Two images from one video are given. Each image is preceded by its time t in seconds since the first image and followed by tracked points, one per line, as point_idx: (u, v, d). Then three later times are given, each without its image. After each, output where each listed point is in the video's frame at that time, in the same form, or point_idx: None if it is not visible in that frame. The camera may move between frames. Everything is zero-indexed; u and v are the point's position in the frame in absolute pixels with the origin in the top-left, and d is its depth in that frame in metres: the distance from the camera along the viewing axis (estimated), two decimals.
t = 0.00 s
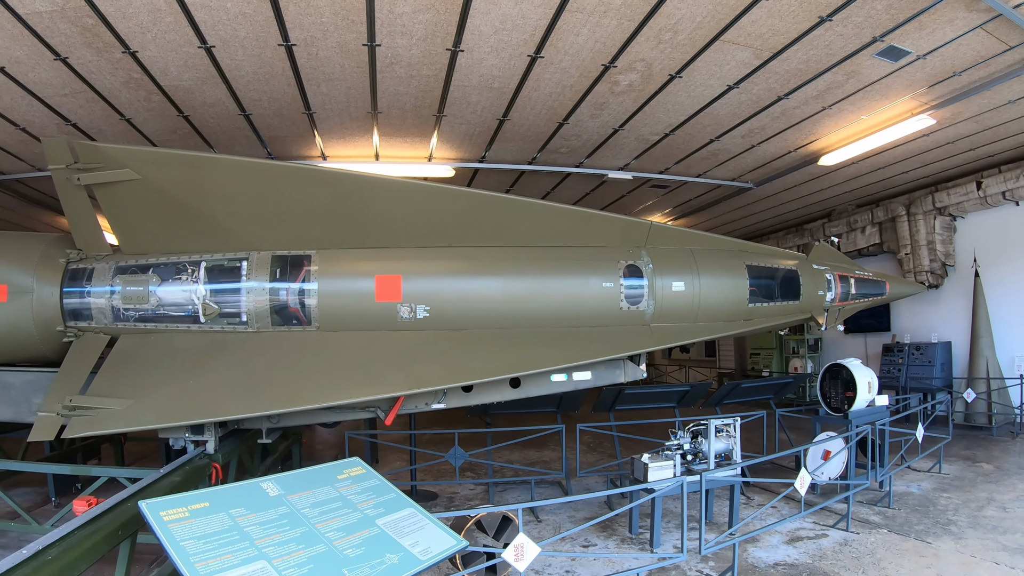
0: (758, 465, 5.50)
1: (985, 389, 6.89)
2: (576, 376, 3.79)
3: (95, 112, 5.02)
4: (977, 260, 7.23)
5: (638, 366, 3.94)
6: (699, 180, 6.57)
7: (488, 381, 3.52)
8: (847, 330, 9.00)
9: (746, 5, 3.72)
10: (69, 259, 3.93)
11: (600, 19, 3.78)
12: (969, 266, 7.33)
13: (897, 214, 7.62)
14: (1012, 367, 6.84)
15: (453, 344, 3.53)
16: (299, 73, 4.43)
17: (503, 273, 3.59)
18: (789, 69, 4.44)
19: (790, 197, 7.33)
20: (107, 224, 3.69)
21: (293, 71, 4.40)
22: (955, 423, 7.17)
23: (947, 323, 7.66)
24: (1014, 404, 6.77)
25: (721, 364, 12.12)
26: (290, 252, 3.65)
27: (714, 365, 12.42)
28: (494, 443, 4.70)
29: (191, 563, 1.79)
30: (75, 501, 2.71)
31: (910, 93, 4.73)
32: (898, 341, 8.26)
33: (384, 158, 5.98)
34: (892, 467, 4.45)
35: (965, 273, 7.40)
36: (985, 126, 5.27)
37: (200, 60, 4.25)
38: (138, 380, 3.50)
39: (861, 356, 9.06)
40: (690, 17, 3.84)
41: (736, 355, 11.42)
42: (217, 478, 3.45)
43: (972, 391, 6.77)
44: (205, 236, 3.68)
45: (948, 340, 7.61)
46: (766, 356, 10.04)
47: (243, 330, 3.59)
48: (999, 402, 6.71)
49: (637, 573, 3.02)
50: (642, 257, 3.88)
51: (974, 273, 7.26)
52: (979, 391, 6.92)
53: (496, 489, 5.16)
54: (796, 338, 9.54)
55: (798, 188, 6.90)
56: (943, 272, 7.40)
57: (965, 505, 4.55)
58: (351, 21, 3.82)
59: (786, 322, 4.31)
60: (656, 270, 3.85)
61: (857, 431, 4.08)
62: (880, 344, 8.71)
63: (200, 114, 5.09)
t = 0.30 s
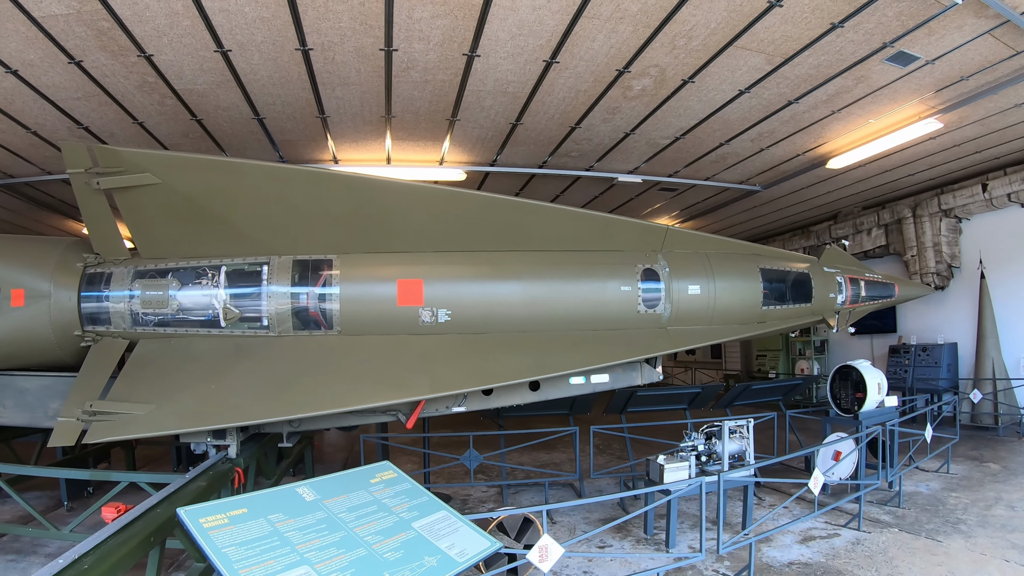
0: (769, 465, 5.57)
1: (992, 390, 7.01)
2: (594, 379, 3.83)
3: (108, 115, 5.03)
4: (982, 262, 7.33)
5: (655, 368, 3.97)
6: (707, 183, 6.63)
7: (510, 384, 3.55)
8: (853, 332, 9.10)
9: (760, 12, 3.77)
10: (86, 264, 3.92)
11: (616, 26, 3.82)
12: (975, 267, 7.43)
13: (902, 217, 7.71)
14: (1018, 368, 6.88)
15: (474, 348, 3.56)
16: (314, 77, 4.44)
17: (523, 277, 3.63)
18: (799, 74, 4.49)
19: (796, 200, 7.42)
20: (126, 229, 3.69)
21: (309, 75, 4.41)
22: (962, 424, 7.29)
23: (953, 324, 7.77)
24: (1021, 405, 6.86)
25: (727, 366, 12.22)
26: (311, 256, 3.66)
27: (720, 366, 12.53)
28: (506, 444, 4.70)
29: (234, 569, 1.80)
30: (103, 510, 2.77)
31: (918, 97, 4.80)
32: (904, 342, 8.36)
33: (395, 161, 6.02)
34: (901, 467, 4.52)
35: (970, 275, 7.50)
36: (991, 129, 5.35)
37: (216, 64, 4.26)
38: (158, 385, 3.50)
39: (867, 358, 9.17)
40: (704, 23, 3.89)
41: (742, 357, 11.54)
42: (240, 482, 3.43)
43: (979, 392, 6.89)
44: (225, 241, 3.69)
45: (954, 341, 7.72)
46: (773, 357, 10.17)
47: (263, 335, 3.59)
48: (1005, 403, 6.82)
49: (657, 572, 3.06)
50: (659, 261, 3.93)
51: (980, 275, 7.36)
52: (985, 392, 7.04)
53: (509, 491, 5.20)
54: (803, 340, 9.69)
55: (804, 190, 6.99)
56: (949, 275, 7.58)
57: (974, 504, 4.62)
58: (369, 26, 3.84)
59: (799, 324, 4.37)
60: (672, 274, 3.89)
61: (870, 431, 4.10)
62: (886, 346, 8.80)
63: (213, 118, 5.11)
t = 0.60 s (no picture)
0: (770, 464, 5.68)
1: (987, 389, 7.17)
2: (603, 381, 3.89)
3: (112, 118, 5.02)
4: (977, 263, 7.50)
5: (662, 370, 4.03)
6: (706, 186, 6.73)
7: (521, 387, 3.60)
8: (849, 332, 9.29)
9: (765, 21, 3.86)
10: (98, 268, 3.96)
11: (624, 33, 3.90)
12: (970, 268, 7.60)
13: (898, 219, 7.88)
14: (1012, 367, 7.10)
15: (486, 351, 3.62)
16: (323, 81, 4.47)
17: (534, 282, 3.70)
18: (800, 81, 4.60)
19: (793, 202, 7.55)
20: (139, 234, 3.71)
21: (317, 80, 4.44)
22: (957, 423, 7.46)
23: (948, 325, 7.95)
24: (1014, 403, 7.04)
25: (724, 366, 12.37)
26: (325, 261, 3.70)
27: (716, 367, 12.68)
28: (512, 446, 4.71)
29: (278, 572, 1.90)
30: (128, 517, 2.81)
31: (915, 103, 4.93)
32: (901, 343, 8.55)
33: (399, 165, 6.06)
34: (900, 465, 4.65)
35: (965, 277, 7.68)
36: (986, 133, 5.49)
37: (225, 68, 4.28)
38: (173, 389, 3.53)
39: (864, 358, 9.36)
40: (710, 32, 3.98)
41: (739, 358, 11.71)
42: (258, 485, 3.50)
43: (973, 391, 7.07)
44: (239, 245, 3.72)
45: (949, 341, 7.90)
46: (769, 357, 10.34)
47: (278, 339, 3.63)
48: (1000, 401, 6.96)
49: (668, 568, 3.15)
50: (666, 265, 4.01)
51: (975, 277, 7.54)
52: (980, 391, 7.18)
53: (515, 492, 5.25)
54: (799, 341, 9.89)
55: (801, 193, 7.12)
56: (944, 275, 7.69)
57: (970, 501, 4.76)
58: (380, 32, 3.88)
59: (801, 326, 4.47)
60: (679, 277, 3.98)
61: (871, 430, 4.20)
62: (882, 345, 9.01)
63: (219, 121, 5.12)
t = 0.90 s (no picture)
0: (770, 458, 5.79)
1: (982, 383, 7.34)
2: (609, 378, 3.95)
3: (115, 120, 5.00)
4: (971, 259, 7.65)
5: (666, 367, 4.11)
6: (704, 184, 6.82)
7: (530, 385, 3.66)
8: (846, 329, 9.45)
9: (765, 24, 3.94)
10: (106, 271, 3.99)
11: (628, 36, 3.97)
12: (964, 264, 7.76)
13: (893, 216, 8.03)
14: (1006, 361, 7.26)
15: (495, 350, 3.68)
16: (328, 83, 4.50)
17: (543, 281, 3.76)
18: (799, 82, 4.69)
19: (789, 200, 7.66)
20: (150, 237, 3.74)
21: (322, 81, 4.46)
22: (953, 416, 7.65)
23: (943, 320, 8.11)
24: (1008, 397, 7.21)
25: (721, 362, 12.51)
26: (336, 263, 3.74)
27: (713, 363, 12.83)
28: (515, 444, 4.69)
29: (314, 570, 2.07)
30: (152, 519, 2.97)
31: (911, 103, 5.03)
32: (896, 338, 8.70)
33: (400, 165, 6.09)
34: (898, 458, 4.78)
35: (960, 273, 7.83)
36: (980, 132, 5.61)
37: (230, 70, 4.29)
38: (185, 391, 3.56)
39: (860, 353, 9.50)
40: (712, 35, 4.05)
41: (735, 354, 11.86)
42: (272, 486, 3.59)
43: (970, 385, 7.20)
44: (249, 247, 3.75)
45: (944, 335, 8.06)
46: (766, 354, 10.36)
47: (290, 340, 3.66)
48: (995, 395, 7.15)
49: (676, 561, 3.24)
50: (670, 264, 4.09)
51: (969, 273, 7.70)
52: (974, 385, 7.36)
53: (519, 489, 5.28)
54: (796, 337, 10.05)
55: (798, 191, 7.23)
56: (939, 271, 7.87)
57: (967, 492, 4.90)
58: (387, 34, 3.91)
59: (801, 323, 4.56)
60: (683, 276, 4.05)
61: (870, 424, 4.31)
62: (878, 341, 9.16)
63: (222, 123, 5.12)
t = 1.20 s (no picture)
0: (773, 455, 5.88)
1: (980, 379, 7.42)
2: (617, 375, 4.00)
3: (121, 120, 5.01)
4: (970, 257, 7.76)
5: (672, 364, 4.17)
6: (706, 183, 6.89)
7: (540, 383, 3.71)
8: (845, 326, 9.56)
9: (769, 26, 4.01)
10: (118, 272, 4.06)
11: (634, 38, 4.02)
12: (963, 262, 7.87)
13: (893, 214, 8.14)
14: (1005, 357, 7.39)
15: (506, 348, 3.72)
16: (335, 84, 4.52)
17: (552, 280, 3.81)
18: (801, 83, 4.77)
19: (789, 198, 7.74)
20: (162, 238, 3.77)
21: (330, 82, 4.49)
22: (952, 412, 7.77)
23: (943, 316, 8.22)
24: (1007, 393, 7.32)
25: (721, 360, 12.61)
26: (349, 263, 3.78)
27: (714, 361, 12.93)
28: (521, 441, 4.70)
29: (346, 564, 2.30)
30: (175, 518, 3.18)
31: (910, 103, 5.11)
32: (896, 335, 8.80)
33: (405, 165, 6.11)
34: (899, 453, 4.89)
35: (959, 270, 7.94)
36: (978, 131, 5.70)
37: (238, 71, 4.31)
38: (199, 391, 3.59)
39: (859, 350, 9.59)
40: (716, 37, 4.11)
41: (736, 352, 11.96)
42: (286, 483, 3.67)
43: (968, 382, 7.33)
44: (261, 246, 3.78)
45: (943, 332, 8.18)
46: (767, 351, 10.65)
47: (304, 338, 3.71)
48: (993, 391, 7.26)
49: (686, 555, 3.33)
50: (676, 263, 4.14)
51: (968, 270, 7.80)
52: (973, 381, 7.46)
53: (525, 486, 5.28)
54: (796, 334, 10.16)
55: (798, 189, 7.31)
56: (938, 269, 7.99)
57: (967, 487, 5.01)
58: (396, 35, 3.94)
59: (803, 320, 4.62)
60: (689, 275, 4.11)
61: (874, 419, 4.38)
62: (878, 338, 9.26)
63: (228, 123, 5.14)
